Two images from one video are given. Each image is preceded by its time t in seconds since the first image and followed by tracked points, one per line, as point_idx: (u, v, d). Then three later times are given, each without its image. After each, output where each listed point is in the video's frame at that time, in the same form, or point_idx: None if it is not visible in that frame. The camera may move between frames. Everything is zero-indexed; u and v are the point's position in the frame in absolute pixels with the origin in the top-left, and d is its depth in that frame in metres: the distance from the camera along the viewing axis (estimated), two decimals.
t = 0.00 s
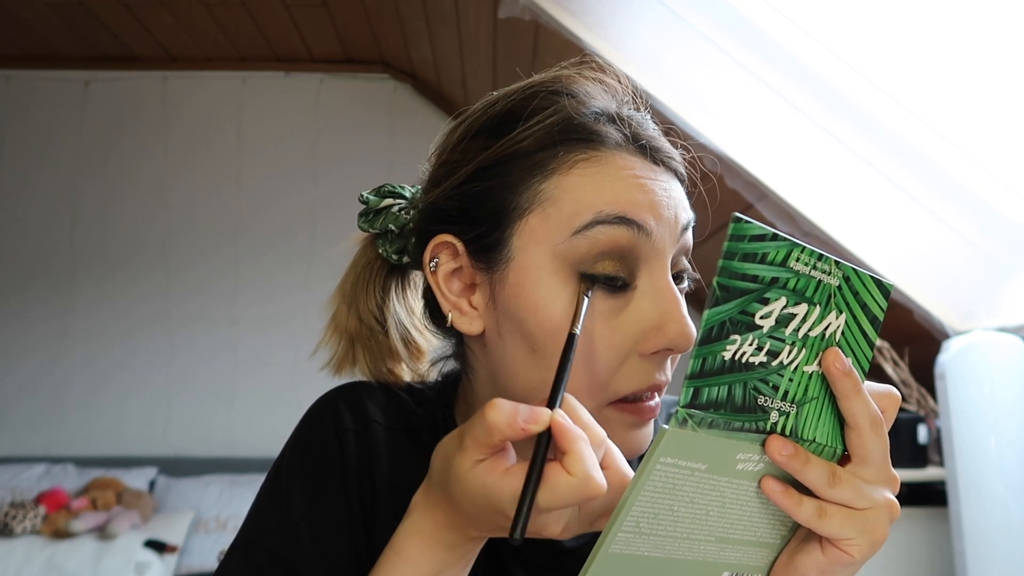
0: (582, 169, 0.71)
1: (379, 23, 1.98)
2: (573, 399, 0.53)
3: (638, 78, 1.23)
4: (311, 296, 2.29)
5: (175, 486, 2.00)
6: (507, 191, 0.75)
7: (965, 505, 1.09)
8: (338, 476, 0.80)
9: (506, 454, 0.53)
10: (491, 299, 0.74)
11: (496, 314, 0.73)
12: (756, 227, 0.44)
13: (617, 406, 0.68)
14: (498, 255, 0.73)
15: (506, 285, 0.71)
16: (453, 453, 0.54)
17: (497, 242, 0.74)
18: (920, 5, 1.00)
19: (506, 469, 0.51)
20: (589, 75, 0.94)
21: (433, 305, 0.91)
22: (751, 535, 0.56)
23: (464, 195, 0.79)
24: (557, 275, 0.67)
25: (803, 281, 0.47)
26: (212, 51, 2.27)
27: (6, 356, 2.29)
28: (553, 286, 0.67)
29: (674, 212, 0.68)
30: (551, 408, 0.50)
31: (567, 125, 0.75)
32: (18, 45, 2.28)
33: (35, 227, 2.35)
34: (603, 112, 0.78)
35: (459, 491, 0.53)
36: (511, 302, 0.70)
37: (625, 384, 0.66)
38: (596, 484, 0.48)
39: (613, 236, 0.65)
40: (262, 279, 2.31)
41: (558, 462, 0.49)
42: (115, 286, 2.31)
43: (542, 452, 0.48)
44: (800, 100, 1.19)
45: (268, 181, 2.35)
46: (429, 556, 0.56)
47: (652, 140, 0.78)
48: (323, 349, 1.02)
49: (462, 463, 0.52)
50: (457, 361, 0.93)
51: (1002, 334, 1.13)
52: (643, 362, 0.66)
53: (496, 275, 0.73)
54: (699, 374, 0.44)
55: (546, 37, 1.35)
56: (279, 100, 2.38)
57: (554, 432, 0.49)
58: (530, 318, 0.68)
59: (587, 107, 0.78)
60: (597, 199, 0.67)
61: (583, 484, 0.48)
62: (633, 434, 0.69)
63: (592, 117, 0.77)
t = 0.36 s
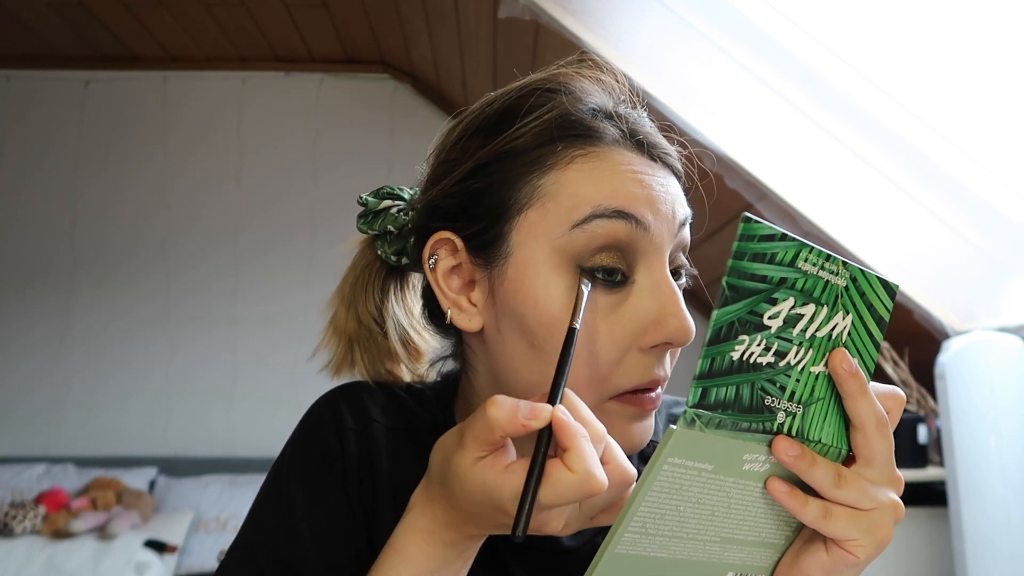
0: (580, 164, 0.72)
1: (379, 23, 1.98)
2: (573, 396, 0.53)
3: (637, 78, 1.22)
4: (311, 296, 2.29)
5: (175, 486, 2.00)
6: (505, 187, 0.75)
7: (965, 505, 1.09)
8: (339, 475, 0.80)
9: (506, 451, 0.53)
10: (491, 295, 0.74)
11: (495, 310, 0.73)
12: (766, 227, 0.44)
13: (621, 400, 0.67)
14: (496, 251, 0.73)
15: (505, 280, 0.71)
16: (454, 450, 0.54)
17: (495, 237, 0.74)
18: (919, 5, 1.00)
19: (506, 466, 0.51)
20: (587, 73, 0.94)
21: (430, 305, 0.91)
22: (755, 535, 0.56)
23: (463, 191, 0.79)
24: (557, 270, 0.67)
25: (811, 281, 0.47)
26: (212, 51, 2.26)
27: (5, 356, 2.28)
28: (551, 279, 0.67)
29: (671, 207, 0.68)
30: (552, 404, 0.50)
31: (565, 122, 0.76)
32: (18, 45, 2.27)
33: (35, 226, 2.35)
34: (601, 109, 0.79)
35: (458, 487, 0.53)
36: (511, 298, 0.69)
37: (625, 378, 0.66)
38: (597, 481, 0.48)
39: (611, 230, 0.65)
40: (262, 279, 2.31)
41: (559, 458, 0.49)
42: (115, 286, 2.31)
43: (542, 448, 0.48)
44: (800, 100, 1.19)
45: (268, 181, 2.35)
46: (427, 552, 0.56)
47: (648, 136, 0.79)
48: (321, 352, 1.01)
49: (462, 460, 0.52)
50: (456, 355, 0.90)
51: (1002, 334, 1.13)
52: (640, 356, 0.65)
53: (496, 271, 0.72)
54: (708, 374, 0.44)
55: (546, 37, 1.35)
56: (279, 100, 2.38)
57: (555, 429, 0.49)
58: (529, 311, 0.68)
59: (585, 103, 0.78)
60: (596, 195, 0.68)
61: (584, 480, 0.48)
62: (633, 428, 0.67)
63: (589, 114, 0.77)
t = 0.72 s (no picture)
0: (581, 159, 0.72)
1: (379, 23, 1.98)
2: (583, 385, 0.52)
3: (637, 79, 1.21)
4: (311, 296, 2.29)
5: (175, 486, 2.00)
6: (507, 184, 0.75)
7: (966, 505, 1.09)
8: (341, 470, 0.80)
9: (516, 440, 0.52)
10: (496, 292, 0.73)
11: (501, 309, 0.72)
12: (767, 220, 0.44)
13: (631, 393, 0.67)
14: (501, 248, 0.73)
15: (512, 277, 0.70)
16: (462, 439, 0.54)
17: (499, 235, 0.73)
18: (918, 5, 1.00)
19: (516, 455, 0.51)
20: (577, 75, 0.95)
21: (427, 310, 0.91)
22: (757, 531, 0.56)
23: (464, 190, 0.79)
24: (565, 263, 0.67)
25: (812, 276, 0.47)
26: (212, 51, 2.27)
27: (6, 356, 2.28)
28: (559, 273, 0.67)
29: (671, 198, 0.69)
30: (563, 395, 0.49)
31: (563, 120, 0.77)
32: (18, 45, 2.28)
33: (35, 226, 2.35)
34: (596, 107, 0.80)
35: (467, 477, 0.53)
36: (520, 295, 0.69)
37: (634, 370, 0.66)
38: (611, 470, 0.47)
39: (615, 220, 0.66)
40: (262, 279, 2.31)
41: (571, 446, 0.49)
42: (115, 286, 2.31)
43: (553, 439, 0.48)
44: (800, 100, 1.19)
45: (268, 181, 2.35)
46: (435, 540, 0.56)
47: (641, 133, 0.80)
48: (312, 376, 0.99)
49: (471, 449, 0.52)
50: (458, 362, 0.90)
51: (1002, 334, 1.13)
52: (650, 347, 0.65)
53: (501, 268, 0.72)
54: (710, 367, 0.44)
55: (546, 37, 1.36)
56: (279, 100, 2.38)
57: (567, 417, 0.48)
58: (537, 307, 0.68)
59: (579, 102, 0.79)
60: (598, 186, 0.68)
61: (597, 469, 0.47)
62: (646, 422, 0.68)
63: (585, 111, 0.78)
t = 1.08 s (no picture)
0: (592, 152, 0.73)
1: (379, 23, 1.99)
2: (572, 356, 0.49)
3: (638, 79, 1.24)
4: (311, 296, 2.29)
5: (175, 486, 2.00)
6: (519, 177, 0.75)
7: (965, 505, 1.09)
8: (338, 470, 0.80)
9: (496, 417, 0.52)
10: (511, 285, 0.73)
11: (516, 300, 0.72)
12: (778, 208, 0.45)
13: (650, 376, 0.67)
14: (515, 241, 0.73)
15: (527, 269, 0.70)
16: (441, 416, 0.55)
17: (513, 229, 0.73)
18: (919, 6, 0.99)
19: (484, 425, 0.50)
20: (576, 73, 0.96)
21: (428, 308, 0.91)
22: (766, 522, 0.56)
23: (474, 185, 0.79)
24: (581, 253, 0.67)
25: (822, 265, 0.47)
26: (212, 51, 2.27)
27: (6, 355, 2.28)
28: (576, 263, 0.67)
29: (679, 190, 0.70)
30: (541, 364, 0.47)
31: (571, 115, 0.78)
32: (18, 45, 2.28)
33: (35, 226, 2.35)
34: (601, 103, 0.81)
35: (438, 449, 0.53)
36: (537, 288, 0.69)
37: (647, 358, 0.66)
38: (556, 437, 0.45)
39: (630, 209, 0.66)
40: (262, 279, 2.31)
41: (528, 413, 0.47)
42: (115, 285, 2.31)
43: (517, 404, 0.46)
44: (800, 100, 1.18)
45: (268, 180, 2.35)
46: (424, 537, 0.55)
47: (644, 130, 0.81)
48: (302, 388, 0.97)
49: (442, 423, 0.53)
50: (457, 360, 0.92)
51: (1002, 334, 1.13)
52: (666, 334, 0.65)
53: (516, 260, 0.72)
54: (723, 355, 0.44)
55: (546, 37, 1.36)
56: (279, 100, 2.38)
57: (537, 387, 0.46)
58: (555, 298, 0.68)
59: (585, 98, 0.80)
60: (611, 177, 0.69)
61: (542, 434, 0.45)
62: (663, 408, 0.67)
63: (590, 107, 0.79)
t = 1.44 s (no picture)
0: (587, 154, 0.73)
1: (379, 23, 1.99)
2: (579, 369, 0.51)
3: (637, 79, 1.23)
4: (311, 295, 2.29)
5: (175, 486, 2.00)
6: (514, 180, 0.75)
7: (965, 505, 1.09)
8: (336, 472, 0.80)
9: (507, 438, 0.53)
10: (507, 286, 0.73)
11: (512, 302, 0.72)
12: (783, 209, 0.45)
13: (640, 377, 0.68)
14: (511, 243, 0.73)
15: (524, 269, 0.70)
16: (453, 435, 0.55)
17: (509, 231, 0.73)
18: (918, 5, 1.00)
19: (498, 444, 0.51)
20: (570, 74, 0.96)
21: (423, 310, 0.90)
22: (767, 521, 0.56)
23: (470, 187, 0.79)
24: (578, 256, 0.67)
25: (824, 265, 0.48)
26: (212, 51, 2.27)
27: (6, 355, 2.28)
28: (572, 264, 0.67)
29: (672, 192, 0.71)
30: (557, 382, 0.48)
31: (565, 117, 0.78)
32: (18, 45, 2.28)
33: (35, 226, 2.35)
34: (595, 105, 0.81)
35: (451, 468, 0.53)
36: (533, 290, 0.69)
37: (643, 357, 0.66)
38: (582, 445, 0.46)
39: (625, 210, 0.66)
40: (262, 279, 2.31)
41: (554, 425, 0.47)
42: (115, 286, 2.31)
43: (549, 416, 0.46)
44: (800, 100, 1.18)
45: (268, 180, 2.35)
46: (428, 538, 0.56)
47: (637, 132, 0.82)
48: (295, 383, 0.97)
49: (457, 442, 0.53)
50: (454, 361, 0.91)
51: (1002, 334, 1.13)
52: (661, 333, 0.66)
53: (512, 262, 0.72)
54: (727, 354, 0.44)
55: (546, 36, 1.36)
56: (278, 100, 2.38)
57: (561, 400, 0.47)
58: (551, 299, 0.68)
59: (579, 100, 0.80)
60: (607, 179, 0.69)
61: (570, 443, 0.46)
62: (650, 408, 0.68)
63: (585, 109, 0.79)
